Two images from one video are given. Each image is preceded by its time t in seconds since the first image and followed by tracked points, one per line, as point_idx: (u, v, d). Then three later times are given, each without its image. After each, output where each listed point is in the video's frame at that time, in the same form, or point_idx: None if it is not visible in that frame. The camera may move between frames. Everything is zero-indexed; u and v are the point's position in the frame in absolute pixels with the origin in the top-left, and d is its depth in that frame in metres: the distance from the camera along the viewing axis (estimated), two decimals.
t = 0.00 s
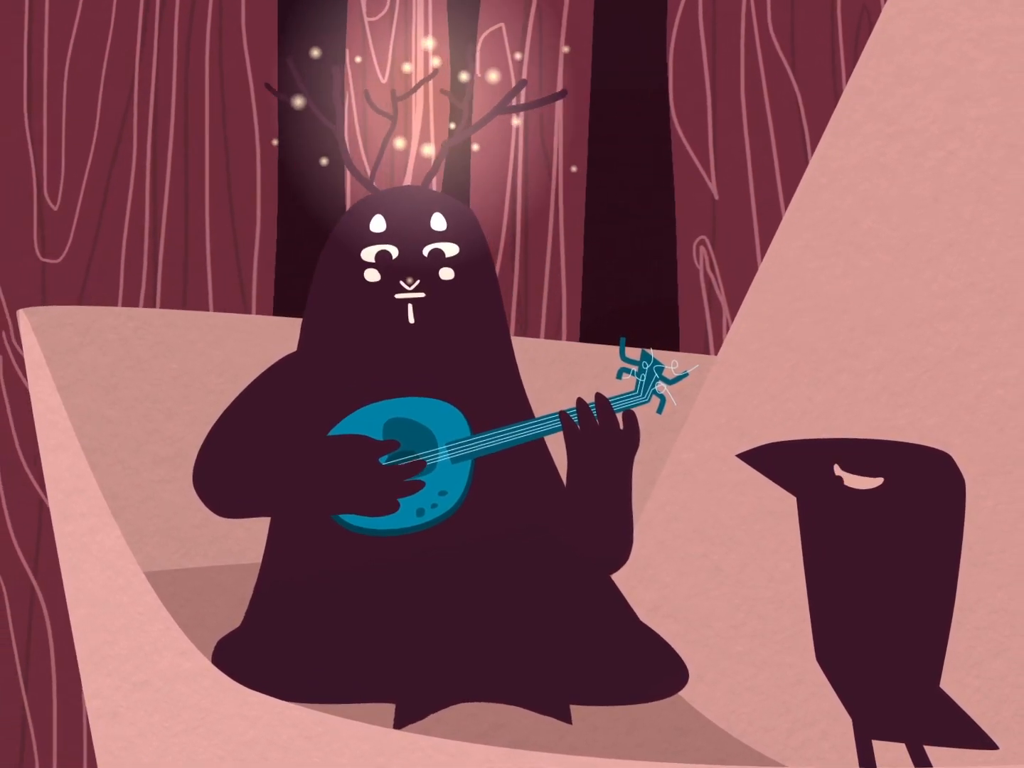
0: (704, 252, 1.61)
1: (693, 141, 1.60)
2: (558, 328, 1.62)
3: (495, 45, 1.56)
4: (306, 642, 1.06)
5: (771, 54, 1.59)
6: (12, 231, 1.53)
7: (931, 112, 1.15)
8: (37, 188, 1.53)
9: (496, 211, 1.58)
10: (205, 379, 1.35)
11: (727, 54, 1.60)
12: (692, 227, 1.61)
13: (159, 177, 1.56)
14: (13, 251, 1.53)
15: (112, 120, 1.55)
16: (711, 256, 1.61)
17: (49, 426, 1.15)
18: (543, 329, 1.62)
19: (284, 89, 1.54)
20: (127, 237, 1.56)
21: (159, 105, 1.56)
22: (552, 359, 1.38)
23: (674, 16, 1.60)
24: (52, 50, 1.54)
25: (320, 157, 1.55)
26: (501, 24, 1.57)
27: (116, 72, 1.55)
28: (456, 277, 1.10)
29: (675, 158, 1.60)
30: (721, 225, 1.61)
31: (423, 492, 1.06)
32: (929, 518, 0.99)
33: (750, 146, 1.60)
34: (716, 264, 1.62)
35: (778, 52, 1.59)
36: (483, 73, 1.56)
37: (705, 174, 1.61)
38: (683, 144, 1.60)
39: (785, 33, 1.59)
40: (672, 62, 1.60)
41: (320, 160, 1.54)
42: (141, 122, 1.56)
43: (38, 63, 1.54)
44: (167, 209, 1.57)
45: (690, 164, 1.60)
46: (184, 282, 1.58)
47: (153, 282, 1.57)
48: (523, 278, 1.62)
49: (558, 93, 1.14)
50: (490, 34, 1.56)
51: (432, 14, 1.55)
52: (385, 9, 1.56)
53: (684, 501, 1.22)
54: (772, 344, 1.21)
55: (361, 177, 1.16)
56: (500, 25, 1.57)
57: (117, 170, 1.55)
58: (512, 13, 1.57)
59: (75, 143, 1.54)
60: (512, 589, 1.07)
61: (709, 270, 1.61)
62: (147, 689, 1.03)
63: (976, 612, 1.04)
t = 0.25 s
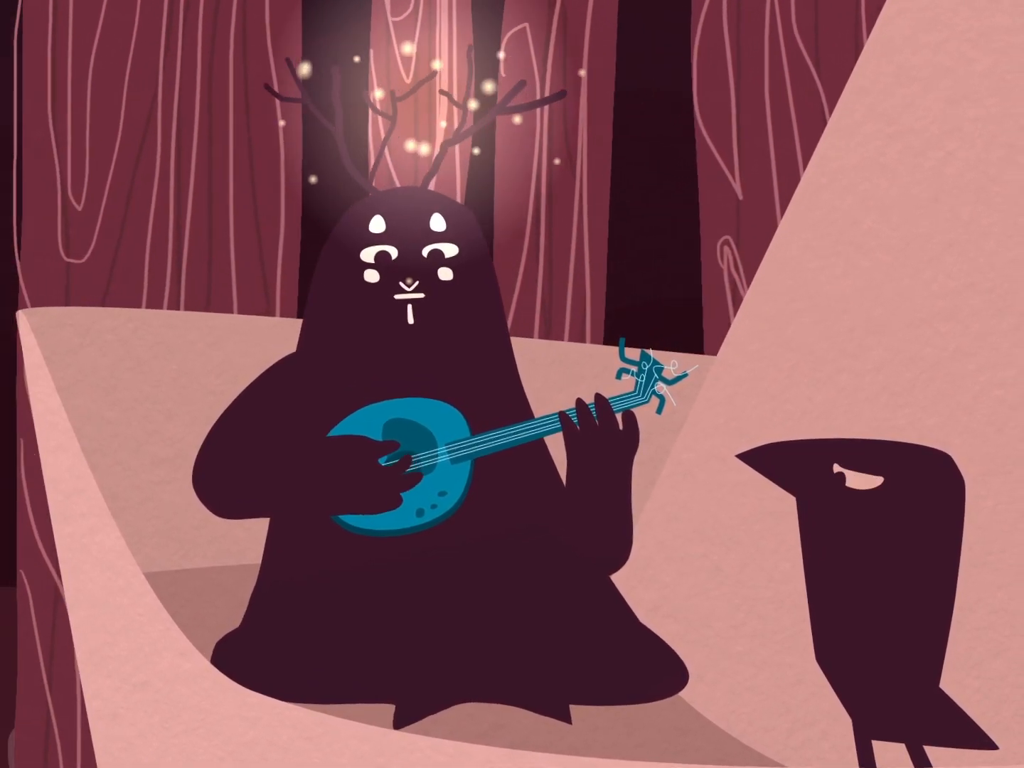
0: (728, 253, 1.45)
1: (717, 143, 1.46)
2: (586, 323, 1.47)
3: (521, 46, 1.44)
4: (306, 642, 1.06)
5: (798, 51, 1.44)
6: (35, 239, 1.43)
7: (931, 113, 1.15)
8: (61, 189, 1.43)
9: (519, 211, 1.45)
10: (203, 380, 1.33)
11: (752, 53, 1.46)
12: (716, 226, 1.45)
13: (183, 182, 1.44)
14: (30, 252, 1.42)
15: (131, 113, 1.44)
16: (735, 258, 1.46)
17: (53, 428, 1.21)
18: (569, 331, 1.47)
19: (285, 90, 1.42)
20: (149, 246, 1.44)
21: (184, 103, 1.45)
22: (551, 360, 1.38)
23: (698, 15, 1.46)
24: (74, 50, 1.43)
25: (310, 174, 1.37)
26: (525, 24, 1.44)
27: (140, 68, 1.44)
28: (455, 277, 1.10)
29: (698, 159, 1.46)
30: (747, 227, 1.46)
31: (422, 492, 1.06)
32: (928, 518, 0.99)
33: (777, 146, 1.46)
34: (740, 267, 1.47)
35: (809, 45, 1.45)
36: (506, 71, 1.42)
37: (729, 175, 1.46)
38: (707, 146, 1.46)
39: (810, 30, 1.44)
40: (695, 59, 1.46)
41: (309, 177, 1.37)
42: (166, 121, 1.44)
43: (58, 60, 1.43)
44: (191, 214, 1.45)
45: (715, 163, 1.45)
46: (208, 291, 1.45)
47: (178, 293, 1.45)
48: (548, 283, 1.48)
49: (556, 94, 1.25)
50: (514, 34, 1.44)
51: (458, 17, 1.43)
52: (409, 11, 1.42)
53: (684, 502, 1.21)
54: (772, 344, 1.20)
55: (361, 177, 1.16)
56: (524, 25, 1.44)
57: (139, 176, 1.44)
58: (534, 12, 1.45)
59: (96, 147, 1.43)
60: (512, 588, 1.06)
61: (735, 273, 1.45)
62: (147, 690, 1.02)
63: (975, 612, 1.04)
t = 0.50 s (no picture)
0: (752, 250, 1.60)
1: (742, 143, 1.61)
2: (608, 322, 1.63)
3: (545, 46, 1.60)
4: (306, 641, 1.06)
5: (820, 57, 1.60)
6: (62, 234, 1.59)
7: (930, 113, 1.15)
8: (86, 188, 1.59)
9: (543, 211, 1.62)
10: (204, 380, 1.34)
11: (775, 54, 1.61)
12: (740, 224, 1.60)
13: (205, 181, 1.60)
14: (60, 254, 1.59)
15: (154, 121, 1.59)
16: (759, 254, 1.60)
17: (50, 425, 1.18)
18: (593, 328, 1.64)
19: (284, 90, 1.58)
20: (175, 242, 1.60)
21: (206, 106, 1.60)
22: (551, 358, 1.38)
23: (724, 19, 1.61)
24: (99, 54, 1.58)
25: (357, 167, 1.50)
26: (549, 24, 1.60)
27: (162, 74, 1.59)
28: (456, 276, 1.10)
29: (724, 159, 1.61)
30: (769, 225, 1.61)
31: (423, 491, 1.06)
32: (927, 517, 0.99)
33: (798, 147, 1.61)
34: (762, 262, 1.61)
35: (828, 52, 1.60)
36: (531, 75, 1.59)
37: (755, 175, 1.61)
38: (732, 146, 1.61)
39: (832, 36, 1.60)
40: (721, 61, 1.60)
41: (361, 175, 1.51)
42: (189, 123, 1.59)
43: (84, 64, 1.58)
44: (214, 211, 1.60)
45: (738, 162, 1.61)
46: (232, 286, 1.61)
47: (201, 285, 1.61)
48: (571, 273, 1.63)
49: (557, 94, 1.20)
50: (539, 34, 1.60)
51: (482, 22, 1.57)
52: (432, 11, 1.58)
53: (683, 502, 1.22)
54: (771, 343, 1.21)
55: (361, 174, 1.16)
56: (548, 25, 1.60)
57: (163, 174, 1.60)
58: (561, 13, 1.60)
59: (120, 148, 1.59)
60: (512, 587, 1.07)
61: (758, 268, 1.60)
62: (147, 689, 1.01)
63: (975, 612, 1.04)
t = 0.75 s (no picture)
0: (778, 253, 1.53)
1: (766, 143, 1.54)
2: (631, 322, 1.58)
3: (568, 45, 1.55)
4: (308, 636, 1.06)
5: (847, 54, 1.54)
6: (87, 234, 1.57)
7: (934, 112, 1.15)
8: (110, 188, 1.56)
9: (567, 209, 1.57)
10: (206, 375, 1.34)
11: (800, 56, 1.55)
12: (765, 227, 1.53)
13: (231, 178, 1.57)
14: (84, 253, 1.56)
15: (178, 119, 1.56)
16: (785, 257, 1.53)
17: (52, 422, 1.19)
18: (616, 329, 1.59)
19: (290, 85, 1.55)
20: (198, 241, 1.57)
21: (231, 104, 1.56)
22: (554, 357, 1.39)
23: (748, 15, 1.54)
24: (123, 53, 1.56)
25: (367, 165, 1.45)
26: (574, 24, 1.55)
27: (187, 71, 1.56)
28: (460, 273, 1.10)
29: (747, 160, 1.54)
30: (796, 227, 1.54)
31: (426, 488, 1.06)
32: (930, 517, 0.99)
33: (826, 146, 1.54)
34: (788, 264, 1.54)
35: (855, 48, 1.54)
36: (555, 74, 1.55)
37: (779, 176, 1.54)
38: (756, 147, 1.54)
39: (859, 32, 1.54)
40: (745, 60, 1.54)
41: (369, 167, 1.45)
42: (213, 122, 1.56)
43: (108, 63, 1.56)
44: (239, 208, 1.57)
45: (762, 163, 1.54)
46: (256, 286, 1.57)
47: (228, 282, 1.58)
48: (597, 266, 1.58)
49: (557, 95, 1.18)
50: (562, 34, 1.55)
51: (504, 19, 1.53)
52: (456, 10, 1.53)
53: (685, 500, 1.22)
54: (773, 342, 1.21)
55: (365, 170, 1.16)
56: (572, 24, 1.55)
57: (188, 171, 1.56)
58: (583, 13, 1.55)
59: (145, 147, 1.56)
60: (515, 584, 1.06)
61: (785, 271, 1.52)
62: (149, 684, 1.01)
63: (977, 611, 1.04)
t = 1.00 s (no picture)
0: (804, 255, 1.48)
1: (789, 143, 1.50)
2: (656, 323, 1.56)
3: (592, 47, 1.52)
4: (310, 631, 1.06)
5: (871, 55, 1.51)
6: (109, 233, 1.54)
7: (939, 111, 1.15)
8: (133, 187, 1.54)
9: (591, 204, 1.54)
10: (209, 370, 1.34)
11: (823, 56, 1.52)
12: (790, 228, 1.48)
13: (253, 177, 1.54)
14: (105, 255, 1.53)
15: (202, 120, 1.53)
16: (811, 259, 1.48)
17: (55, 415, 1.20)
18: (641, 326, 1.56)
19: (292, 77, 1.50)
20: (222, 243, 1.55)
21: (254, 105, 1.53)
22: (558, 353, 1.39)
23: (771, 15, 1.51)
24: (148, 50, 1.53)
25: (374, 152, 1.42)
26: (597, 24, 1.52)
27: (210, 70, 1.53)
28: (464, 269, 1.10)
29: (771, 160, 1.49)
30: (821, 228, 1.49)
31: (428, 484, 1.06)
32: (933, 516, 0.99)
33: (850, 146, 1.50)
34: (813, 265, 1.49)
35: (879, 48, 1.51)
36: (580, 75, 1.52)
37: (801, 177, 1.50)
38: (779, 146, 1.50)
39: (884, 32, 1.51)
40: (768, 59, 1.50)
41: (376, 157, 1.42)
42: (237, 123, 1.53)
43: (131, 62, 1.53)
44: (263, 208, 1.54)
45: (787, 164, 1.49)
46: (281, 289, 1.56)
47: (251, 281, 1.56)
48: (620, 267, 1.56)
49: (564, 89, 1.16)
50: (587, 36, 1.52)
51: (529, 17, 1.49)
52: (481, 10, 1.48)
53: (688, 496, 1.22)
54: (777, 339, 1.20)
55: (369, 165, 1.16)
56: (597, 25, 1.52)
57: (213, 168, 1.53)
58: (607, 13, 1.52)
59: (169, 147, 1.54)
60: (517, 580, 1.06)
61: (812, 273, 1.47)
62: (151, 679, 1.02)
63: (980, 610, 1.04)
